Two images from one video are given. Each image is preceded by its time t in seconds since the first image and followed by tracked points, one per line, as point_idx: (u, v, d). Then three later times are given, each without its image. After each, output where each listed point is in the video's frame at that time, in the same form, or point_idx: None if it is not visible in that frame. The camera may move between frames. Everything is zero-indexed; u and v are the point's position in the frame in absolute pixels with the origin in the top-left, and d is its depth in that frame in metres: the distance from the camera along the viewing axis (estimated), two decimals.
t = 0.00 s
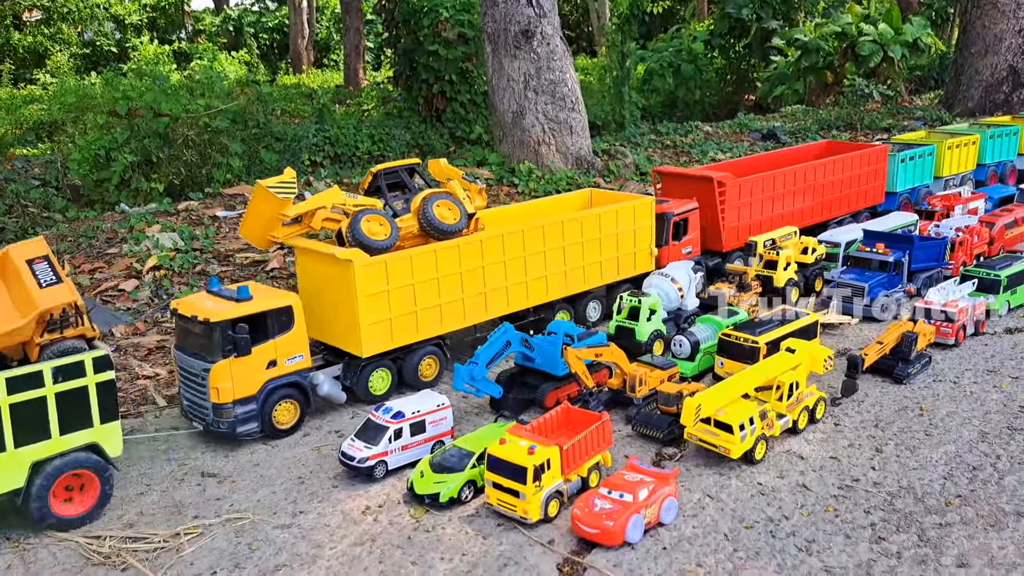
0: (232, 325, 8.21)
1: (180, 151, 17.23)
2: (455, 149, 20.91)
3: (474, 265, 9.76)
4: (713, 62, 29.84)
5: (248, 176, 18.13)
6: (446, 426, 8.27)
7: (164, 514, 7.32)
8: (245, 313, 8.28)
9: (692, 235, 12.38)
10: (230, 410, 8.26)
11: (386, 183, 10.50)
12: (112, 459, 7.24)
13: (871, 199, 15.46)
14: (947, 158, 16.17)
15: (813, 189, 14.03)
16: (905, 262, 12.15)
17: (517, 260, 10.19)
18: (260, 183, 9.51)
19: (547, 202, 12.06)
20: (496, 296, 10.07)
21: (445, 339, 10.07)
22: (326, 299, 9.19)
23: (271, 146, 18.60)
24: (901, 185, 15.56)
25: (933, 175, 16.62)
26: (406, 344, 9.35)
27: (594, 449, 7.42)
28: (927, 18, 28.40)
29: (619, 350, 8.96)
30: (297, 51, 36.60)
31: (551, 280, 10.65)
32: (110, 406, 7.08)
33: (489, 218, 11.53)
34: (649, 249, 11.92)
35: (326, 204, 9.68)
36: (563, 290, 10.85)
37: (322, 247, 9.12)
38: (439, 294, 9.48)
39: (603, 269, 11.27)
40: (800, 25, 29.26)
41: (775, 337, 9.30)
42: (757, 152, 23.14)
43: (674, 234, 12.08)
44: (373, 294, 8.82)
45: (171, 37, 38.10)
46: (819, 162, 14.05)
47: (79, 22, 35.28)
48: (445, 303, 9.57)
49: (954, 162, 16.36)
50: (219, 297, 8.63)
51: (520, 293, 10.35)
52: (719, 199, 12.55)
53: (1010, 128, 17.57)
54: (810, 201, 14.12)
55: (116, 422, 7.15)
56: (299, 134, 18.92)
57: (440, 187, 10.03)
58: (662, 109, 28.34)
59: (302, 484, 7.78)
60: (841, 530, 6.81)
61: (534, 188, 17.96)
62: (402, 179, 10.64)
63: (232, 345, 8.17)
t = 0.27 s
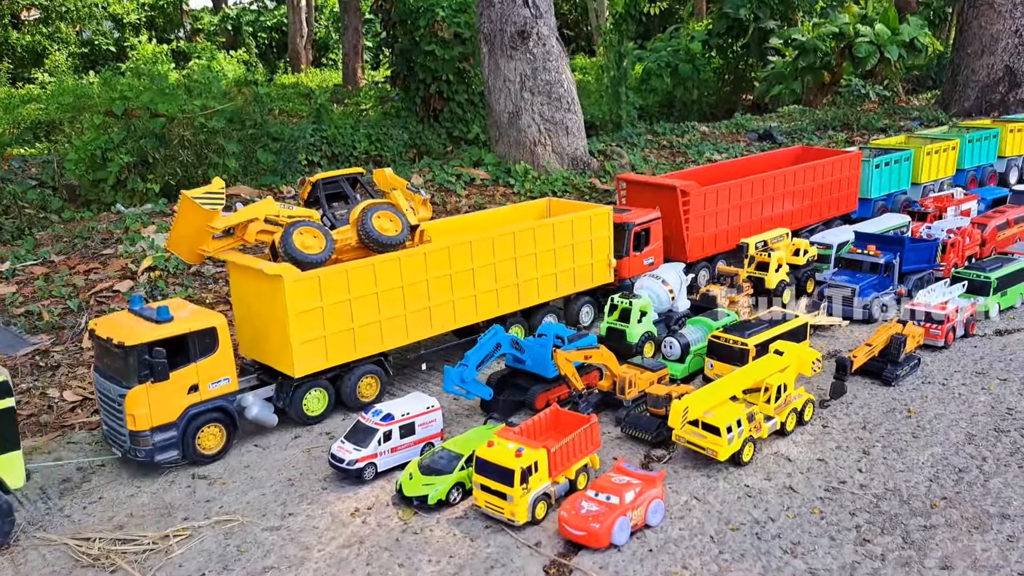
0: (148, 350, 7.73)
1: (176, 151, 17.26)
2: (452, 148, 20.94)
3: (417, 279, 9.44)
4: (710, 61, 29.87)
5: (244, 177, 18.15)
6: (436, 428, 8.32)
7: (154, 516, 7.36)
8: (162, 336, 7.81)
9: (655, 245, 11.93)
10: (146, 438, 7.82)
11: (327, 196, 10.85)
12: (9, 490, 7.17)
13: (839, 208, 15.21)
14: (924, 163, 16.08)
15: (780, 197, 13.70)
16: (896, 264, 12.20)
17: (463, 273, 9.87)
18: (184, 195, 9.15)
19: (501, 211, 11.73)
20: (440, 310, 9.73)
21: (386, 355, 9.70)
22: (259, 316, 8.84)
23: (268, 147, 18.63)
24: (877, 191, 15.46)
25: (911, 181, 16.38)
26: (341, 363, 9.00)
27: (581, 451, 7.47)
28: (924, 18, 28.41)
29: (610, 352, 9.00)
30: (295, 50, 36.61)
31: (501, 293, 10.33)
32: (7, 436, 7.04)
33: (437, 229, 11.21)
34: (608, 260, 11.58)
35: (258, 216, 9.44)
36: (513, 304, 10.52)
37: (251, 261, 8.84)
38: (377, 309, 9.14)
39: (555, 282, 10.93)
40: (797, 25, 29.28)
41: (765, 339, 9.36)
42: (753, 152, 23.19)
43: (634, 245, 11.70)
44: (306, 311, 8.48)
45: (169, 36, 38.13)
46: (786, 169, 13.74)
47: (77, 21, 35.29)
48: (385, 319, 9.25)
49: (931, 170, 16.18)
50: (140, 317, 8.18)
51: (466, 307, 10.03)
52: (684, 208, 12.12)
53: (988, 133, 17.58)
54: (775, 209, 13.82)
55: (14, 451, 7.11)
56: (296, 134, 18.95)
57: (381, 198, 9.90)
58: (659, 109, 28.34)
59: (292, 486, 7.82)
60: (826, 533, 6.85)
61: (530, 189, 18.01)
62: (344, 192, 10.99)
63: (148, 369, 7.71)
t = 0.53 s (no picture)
0: (68, 370, 7.39)
1: (173, 152, 17.30)
2: (450, 148, 20.97)
3: (365, 294, 9.17)
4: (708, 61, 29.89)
5: (241, 177, 18.19)
6: (427, 430, 8.36)
7: (145, 518, 7.40)
8: (84, 356, 7.47)
9: (619, 255, 11.74)
10: (65, 462, 7.44)
11: (269, 206, 10.13)
12: None
13: (814, 215, 15.04)
14: (904, 169, 15.98)
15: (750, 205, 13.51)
16: (888, 267, 12.25)
17: (415, 287, 9.60)
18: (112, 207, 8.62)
19: (461, 220, 11.47)
20: (387, 326, 9.45)
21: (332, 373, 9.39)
22: (195, 333, 8.54)
23: (266, 148, 18.66)
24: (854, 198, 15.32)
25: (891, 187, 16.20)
26: (282, 382, 8.70)
27: (571, 453, 7.51)
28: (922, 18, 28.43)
29: (601, 355, 9.05)
30: (294, 48, 36.63)
31: (455, 308, 10.05)
32: None
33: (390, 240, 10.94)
34: (570, 272, 11.30)
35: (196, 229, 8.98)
36: (467, 319, 10.22)
37: (183, 276, 8.60)
38: (319, 326, 8.84)
39: (512, 295, 10.64)
40: (795, 25, 29.31)
41: (756, 342, 9.43)
42: (750, 152, 23.24)
43: (597, 256, 11.49)
44: (243, 329, 8.20)
45: (169, 35, 38.12)
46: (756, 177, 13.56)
47: (77, 19, 35.29)
48: (330, 335, 8.96)
49: (912, 175, 16.07)
50: (64, 335, 7.84)
51: (418, 322, 9.75)
52: (649, 217, 11.92)
53: (971, 136, 17.57)
54: (745, 217, 13.64)
55: None
56: (293, 134, 19.00)
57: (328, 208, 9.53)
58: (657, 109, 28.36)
59: (284, 488, 7.86)
60: (814, 535, 6.90)
61: (527, 189, 18.05)
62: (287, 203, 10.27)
63: (69, 390, 7.36)
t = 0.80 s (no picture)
0: None
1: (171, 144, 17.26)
2: (449, 142, 20.92)
3: (318, 297, 8.84)
4: (708, 57, 29.83)
5: (239, 170, 18.17)
6: (422, 424, 8.38)
7: (140, 508, 7.40)
8: (12, 360, 7.23)
9: (592, 257, 11.40)
10: None
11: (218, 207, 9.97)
12: None
13: (796, 215, 14.89)
14: (890, 169, 15.96)
15: (728, 206, 13.38)
16: (885, 263, 12.26)
17: (372, 290, 9.25)
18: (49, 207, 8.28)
19: (428, 219, 11.11)
20: (343, 330, 9.10)
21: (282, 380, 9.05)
22: (137, 337, 8.21)
23: (265, 141, 18.62)
24: (838, 199, 15.23)
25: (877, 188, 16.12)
26: (228, 389, 8.35)
27: (565, 447, 7.52)
28: (922, 15, 28.38)
29: (596, 349, 9.05)
30: (294, 42, 36.53)
31: (416, 311, 9.68)
32: None
33: (351, 240, 10.58)
34: (539, 275, 10.95)
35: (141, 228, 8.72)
36: (429, 323, 9.86)
37: (124, 279, 8.27)
38: (267, 330, 8.50)
39: (478, 298, 10.28)
40: (796, 22, 29.26)
41: (751, 337, 9.45)
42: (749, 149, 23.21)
43: (569, 257, 11.13)
44: (184, 334, 7.87)
45: (169, 27, 38.01)
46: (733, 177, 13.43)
47: (76, 11, 35.18)
48: (280, 340, 8.63)
49: (898, 175, 16.03)
50: None
51: (376, 327, 9.41)
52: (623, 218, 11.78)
53: (960, 137, 17.58)
54: (724, 218, 13.49)
55: None
56: (291, 128, 18.98)
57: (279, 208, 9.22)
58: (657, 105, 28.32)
59: (279, 480, 7.87)
60: (807, 529, 6.92)
61: (525, 184, 18.02)
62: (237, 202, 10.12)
63: None
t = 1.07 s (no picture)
0: None
1: (170, 126, 17.09)
2: (449, 129, 20.77)
3: (282, 289, 8.50)
4: (710, 46, 29.64)
5: (239, 153, 18.02)
6: (424, 409, 8.31)
7: (139, 491, 7.34)
8: None
9: (574, 251, 11.03)
10: None
11: (178, 195, 9.34)
12: None
13: (784, 209, 14.60)
14: (882, 163, 15.73)
15: (714, 199, 13.06)
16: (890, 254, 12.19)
17: (340, 282, 8.90)
18: None
19: (403, 209, 10.73)
20: (310, 323, 8.77)
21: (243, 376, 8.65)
22: (91, 329, 7.87)
23: (265, 124, 18.47)
24: (829, 193, 14.98)
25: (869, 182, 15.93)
26: (186, 384, 8.01)
27: (569, 435, 7.46)
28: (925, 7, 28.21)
29: (600, 337, 8.97)
30: (293, 26, 36.23)
31: (387, 305, 9.33)
32: None
33: (321, 231, 10.19)
34: (517, 268, 10.59)
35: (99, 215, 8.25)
36: (402, 318, 9.51)
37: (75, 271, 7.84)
38: (228, 323, 8.17)
39: (453, 292, 9.93)
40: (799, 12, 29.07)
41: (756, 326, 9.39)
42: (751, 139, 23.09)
43: (552, 251, 10.78)
44: (139, 327, 7.54)
45: (167, 9, 37.69)
46: (720, 170, 13.12)
47: None
48: (241, 334, 8.30)
49: (889, 168, 15.83)
50: None
51: (344, 321, 9.06)
52: (605, 210, 11.43)
53: (955, 131, 17.42)
54: (710, 212, 13.15)
55: None
56: (290, 111, 18.82)
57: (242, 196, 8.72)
58: (658, 93, 28.16)
59: (280, 464, 7.81)
60: (812, 520, 6.87)
61: (526, 171, 17.90)
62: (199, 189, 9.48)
63: None
